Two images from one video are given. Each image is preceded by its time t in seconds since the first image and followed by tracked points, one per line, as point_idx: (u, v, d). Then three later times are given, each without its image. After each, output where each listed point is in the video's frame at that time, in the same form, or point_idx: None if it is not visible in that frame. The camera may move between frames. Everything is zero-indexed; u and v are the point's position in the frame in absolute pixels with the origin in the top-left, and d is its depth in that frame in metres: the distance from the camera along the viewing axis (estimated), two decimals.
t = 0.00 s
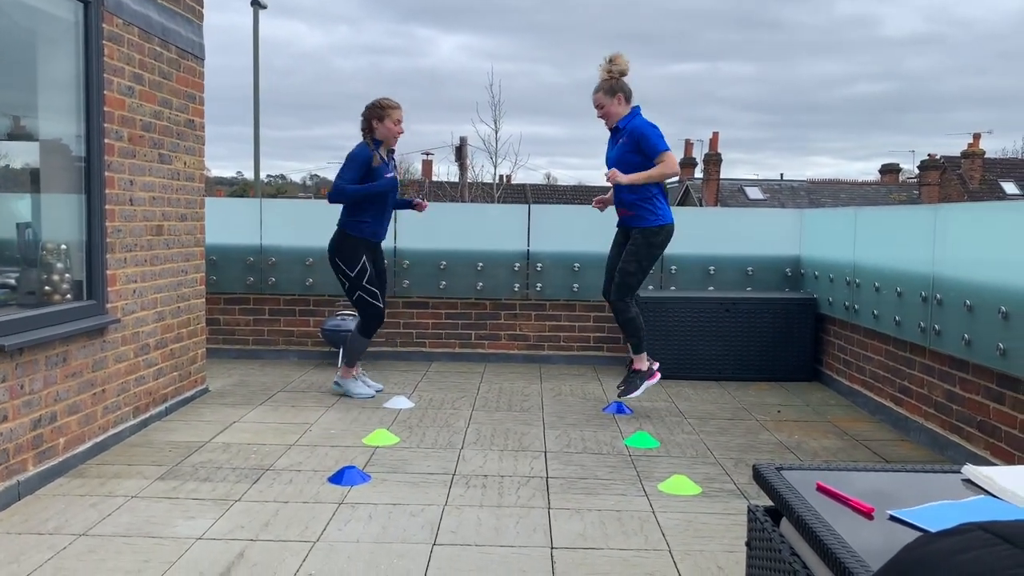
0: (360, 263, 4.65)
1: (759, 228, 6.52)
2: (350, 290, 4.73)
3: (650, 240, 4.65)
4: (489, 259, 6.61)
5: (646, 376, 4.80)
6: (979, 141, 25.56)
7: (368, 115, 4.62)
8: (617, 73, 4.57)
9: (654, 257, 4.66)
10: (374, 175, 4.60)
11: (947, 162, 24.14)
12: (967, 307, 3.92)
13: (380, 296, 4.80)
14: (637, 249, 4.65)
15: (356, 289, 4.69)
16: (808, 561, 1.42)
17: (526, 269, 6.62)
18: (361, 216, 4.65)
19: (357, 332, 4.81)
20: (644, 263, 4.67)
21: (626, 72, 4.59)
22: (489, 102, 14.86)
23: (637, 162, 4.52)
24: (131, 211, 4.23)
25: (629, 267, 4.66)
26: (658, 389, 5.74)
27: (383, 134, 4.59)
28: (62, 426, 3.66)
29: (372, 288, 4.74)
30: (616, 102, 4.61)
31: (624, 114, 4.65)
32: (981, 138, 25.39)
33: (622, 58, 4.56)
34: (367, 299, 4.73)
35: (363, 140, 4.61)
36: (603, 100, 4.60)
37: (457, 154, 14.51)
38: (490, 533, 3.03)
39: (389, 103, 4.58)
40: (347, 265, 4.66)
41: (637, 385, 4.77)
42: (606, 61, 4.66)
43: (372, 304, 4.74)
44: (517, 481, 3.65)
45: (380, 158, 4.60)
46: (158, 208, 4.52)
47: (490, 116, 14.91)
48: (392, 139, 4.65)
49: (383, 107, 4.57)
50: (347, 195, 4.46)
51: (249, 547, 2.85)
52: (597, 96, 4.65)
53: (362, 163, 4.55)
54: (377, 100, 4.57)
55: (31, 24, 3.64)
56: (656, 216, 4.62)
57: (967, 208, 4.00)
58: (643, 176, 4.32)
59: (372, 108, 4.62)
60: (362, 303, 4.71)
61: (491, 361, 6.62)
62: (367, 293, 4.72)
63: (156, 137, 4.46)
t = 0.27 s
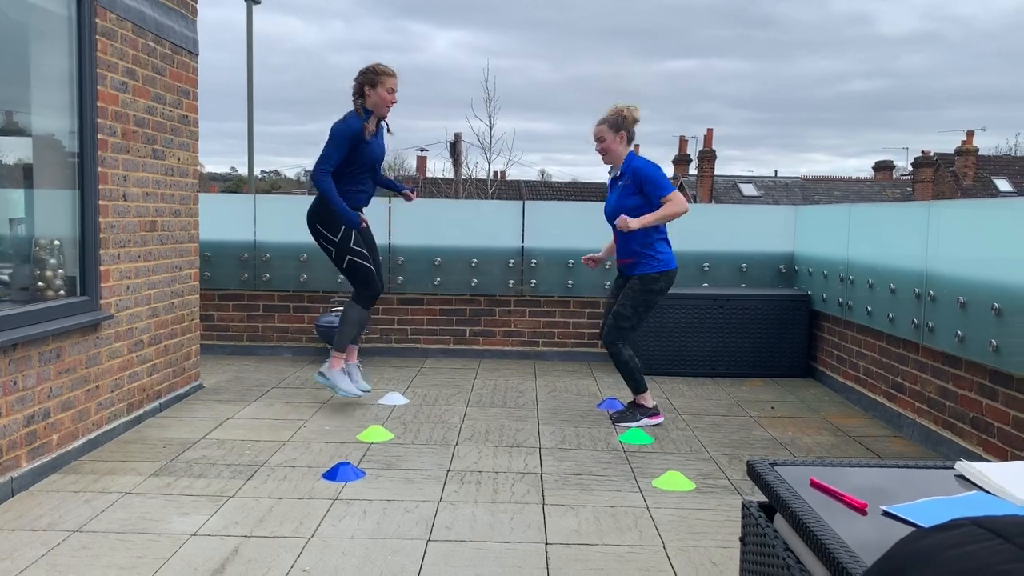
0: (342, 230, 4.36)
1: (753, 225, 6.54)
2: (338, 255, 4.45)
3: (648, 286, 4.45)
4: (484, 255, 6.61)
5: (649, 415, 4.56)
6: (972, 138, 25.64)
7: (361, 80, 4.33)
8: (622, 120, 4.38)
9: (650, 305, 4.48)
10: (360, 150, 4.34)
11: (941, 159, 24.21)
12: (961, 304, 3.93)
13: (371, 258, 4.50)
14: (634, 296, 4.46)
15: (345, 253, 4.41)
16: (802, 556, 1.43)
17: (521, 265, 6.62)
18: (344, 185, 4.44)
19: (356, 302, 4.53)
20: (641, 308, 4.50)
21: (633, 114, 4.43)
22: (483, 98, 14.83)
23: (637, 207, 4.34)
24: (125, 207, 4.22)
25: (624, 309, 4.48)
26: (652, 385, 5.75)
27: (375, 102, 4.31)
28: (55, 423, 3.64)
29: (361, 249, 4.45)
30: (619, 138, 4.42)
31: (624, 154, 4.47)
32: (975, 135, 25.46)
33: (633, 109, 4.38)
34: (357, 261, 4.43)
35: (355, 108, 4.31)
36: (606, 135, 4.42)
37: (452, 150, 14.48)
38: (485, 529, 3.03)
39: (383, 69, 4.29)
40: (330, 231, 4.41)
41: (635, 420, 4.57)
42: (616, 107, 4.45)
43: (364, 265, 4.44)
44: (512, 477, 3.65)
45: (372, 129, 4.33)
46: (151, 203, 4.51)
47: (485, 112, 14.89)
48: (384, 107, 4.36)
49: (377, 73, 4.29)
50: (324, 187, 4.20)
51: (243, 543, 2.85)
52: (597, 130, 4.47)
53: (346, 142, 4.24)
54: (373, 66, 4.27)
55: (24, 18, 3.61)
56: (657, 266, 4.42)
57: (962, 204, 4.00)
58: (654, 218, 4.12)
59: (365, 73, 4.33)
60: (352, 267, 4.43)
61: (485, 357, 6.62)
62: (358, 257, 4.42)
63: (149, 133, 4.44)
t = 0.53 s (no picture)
0: (330, 244, 4.14)
1: (749, 224, 6.55)
2: (318, 275, 4.21)
3: (667, 224, 4.12)
4: (480, 254, 6.61)
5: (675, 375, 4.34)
6: (968, 137, 25.70)
7: (337, 86, 4.23)
8: (626, 40, 4.18)
9: (671, 245, 4.14)
10: (343, 150, 4.15)
11: (936, 158, 24.25)
12: (956, 302, 3.94)
13: (353, 285, 4.28)
14: (652, 234, 4.13)
15: (326, 274, 4.18)
16: (797, 553, 1.44)
17: (518, 264, 6.62)
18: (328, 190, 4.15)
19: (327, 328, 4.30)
20: (661, 250, 4.14)
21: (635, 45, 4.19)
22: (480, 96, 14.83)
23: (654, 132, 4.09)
24: (121, 206, 4.21)
25: (643, 254, 4.13)
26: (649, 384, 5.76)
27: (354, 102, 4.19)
28: (52, 421, 3.64)
29: (345, 274, 4.21)
30: (626, 72, 4.20)
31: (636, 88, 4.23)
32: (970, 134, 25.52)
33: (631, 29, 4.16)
34: (336, 286, 4.20)
35: (333, 110, 4.20)
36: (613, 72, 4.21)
37: (448, 149, 14.48)
38: (481, 527, 3.03)
39: (359, 70, 4.20)
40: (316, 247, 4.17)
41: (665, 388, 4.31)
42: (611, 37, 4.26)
43: (342, 291, 4.22)
44: (508, 475, 3.66)
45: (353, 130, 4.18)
46: (148, 202, 4.50)
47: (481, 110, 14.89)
48: (363, 109, 4.24)
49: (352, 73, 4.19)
50: (305, 169, 3.97)
51: (240, 542, 2.85)
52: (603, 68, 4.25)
53: (326, 135, 4.09)
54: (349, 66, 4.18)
55: (19, 16, 3.60)
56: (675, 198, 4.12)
57: (958, 203, 4.01)
58: (664, 136, 3.90)
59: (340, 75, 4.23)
60: (331, 290, 4.21)
61: (482, 355, 6.63)
62: (336, 279, 4.18)
63: (145, 131, 4.44)
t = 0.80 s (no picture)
0: (313, 225, 3.77)
1: (748, 224, 6.55)
2: (299, 257, 3.82)
3: (685, 292, 3.75)
4: (479, 253, 6.61)
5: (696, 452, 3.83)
6: (966, 137, 25.72)
7: (330, 65, 3.81)
8: (655, 106, 3.83)
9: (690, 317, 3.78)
10: (335, 137, 3.78)
11: (935, 157, 24.27)
12: (955, 301, 3.95)
13: (337, 269, 3.90)
14: (670, 305, 3.77)
15: (309, 256, 3.79)
16: (796, 551, 1.44)
17: (516, 263, 6.62)
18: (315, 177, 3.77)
19: (312, 317, 3.86)
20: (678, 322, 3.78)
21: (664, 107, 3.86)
22: (478, 96, 14.82)
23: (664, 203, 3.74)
24: (119, 204, 4.20)
25: (658, 324, 3.78)
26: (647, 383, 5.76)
27: (349, 86, 3.77)
28: (49, 420, 3.64)
29: (328, 256, 3.85)
30: (643, 132, 3.83)
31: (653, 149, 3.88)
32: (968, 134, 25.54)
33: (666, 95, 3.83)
34: (320, 268, 3.82)
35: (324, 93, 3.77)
36: (629, 126, 3.84)
37: (447, 148, 14.49)
38: (480, 526, 3.03)
39: (355, 51, 3.80)
40: (297, 227, 3.77)
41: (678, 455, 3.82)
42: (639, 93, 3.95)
43: (326, 275, 3.84)
44: (507, 474, 3.66)
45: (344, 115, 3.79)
46: (146, 200, 4.49)
47: (479, 109, 14.87)
48: (357, 93, 3.84)
49: (347, 54, 3.79)
50: (298, 161, 3.57)
51: (238, 540, 2.85)
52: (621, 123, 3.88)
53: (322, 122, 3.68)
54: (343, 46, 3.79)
55: (16, 15, 3.60)
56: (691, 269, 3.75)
57: (956, 203, 4.01)
58: (676, 213, 3.58)
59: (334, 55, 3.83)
60: (315, 272, 3.81)
61: (481, 355, 6.63)
62: (322, 262, 3.81)
63: (144, 130, 4.43)
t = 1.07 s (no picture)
0: (300, 248, 3.60)
1: (748, 223, 6.55)
2: (283, 283, 3.63)
3: (700, 231, 3.65)
4: (478, 251, 6.61)
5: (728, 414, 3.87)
6: (966, 137, 25.72)
7: (314, 80, 3.77)
8: (672, 32, 3.73)
9: (707, 257, 3.68)
10: (318, 142, 3.65)
11: (935, 157, 24.26)
12: (954, 301, 3.95)
13: (323, 296, 3.72)
14: (687, 244, 3.69)
15: (293, 283, 3.61)
16: (796, 550, 1.44)
17: (516, 261, 6.62)
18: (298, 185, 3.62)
19: (296, 347, 3.69)
20: (696, 264, 3.71)
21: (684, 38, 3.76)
22: (478, 95, 14.82)
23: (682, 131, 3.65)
24: (119, 201, 4.20)
25: (677, 272, 3.72)
26: (647, 381, 5.76)
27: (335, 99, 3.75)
28: (49, 417, 3.64)
29: (314, 281, 3.67)
30: (663, 62, 3.78)
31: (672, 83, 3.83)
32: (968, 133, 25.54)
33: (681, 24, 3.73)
34: (305, 295, 3.64)
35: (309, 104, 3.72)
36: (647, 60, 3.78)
37: (447, 146, 14.49)
38: (479, 524, 3.03)
39: (341, 63, 3.77)
40: (281, 251, 3.60)
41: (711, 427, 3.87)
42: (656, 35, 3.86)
43: (312, 302, 3.65)
44: (506, 473, 3.66)
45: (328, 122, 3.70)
46: (146, 198, 4.49)
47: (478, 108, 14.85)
48: (343, 107, 3.80)
49: (333, 67, 3.75)
50: (275, 156, 3.46)
51: (238, 538, 2.85)
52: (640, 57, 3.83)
53: (302, 127, 3.58)
54: (329, 59, 3.75)
55: (16, 12, 3.60)
56: (704, 194, 3.66)
57: (957, 203, 4.01)
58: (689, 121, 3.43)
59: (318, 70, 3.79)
60: (299, 299, 3.63)
61: (480, 353, 6.62)
62: (306, 287, 3.64)
63: (144, 127, 4.43)
